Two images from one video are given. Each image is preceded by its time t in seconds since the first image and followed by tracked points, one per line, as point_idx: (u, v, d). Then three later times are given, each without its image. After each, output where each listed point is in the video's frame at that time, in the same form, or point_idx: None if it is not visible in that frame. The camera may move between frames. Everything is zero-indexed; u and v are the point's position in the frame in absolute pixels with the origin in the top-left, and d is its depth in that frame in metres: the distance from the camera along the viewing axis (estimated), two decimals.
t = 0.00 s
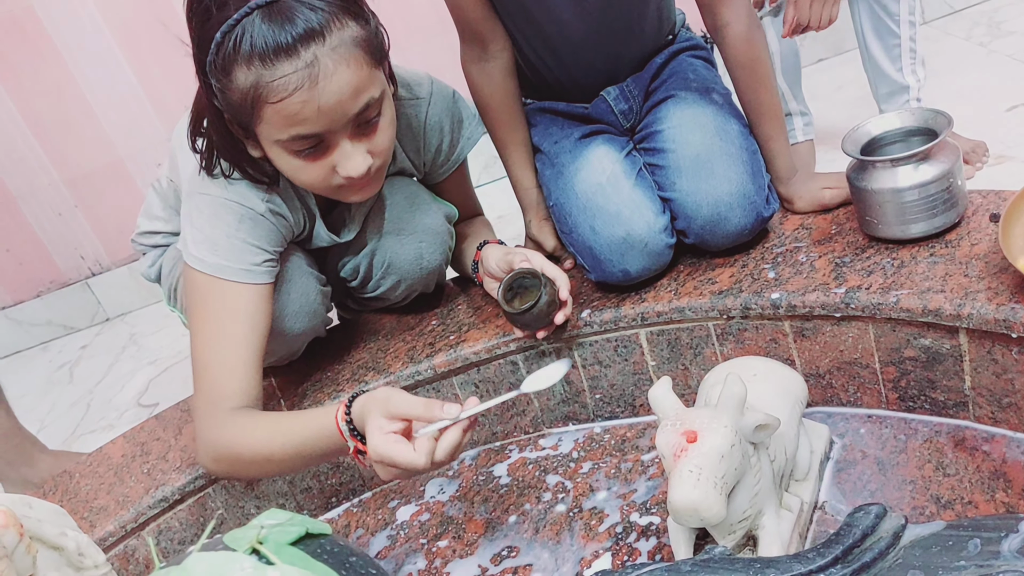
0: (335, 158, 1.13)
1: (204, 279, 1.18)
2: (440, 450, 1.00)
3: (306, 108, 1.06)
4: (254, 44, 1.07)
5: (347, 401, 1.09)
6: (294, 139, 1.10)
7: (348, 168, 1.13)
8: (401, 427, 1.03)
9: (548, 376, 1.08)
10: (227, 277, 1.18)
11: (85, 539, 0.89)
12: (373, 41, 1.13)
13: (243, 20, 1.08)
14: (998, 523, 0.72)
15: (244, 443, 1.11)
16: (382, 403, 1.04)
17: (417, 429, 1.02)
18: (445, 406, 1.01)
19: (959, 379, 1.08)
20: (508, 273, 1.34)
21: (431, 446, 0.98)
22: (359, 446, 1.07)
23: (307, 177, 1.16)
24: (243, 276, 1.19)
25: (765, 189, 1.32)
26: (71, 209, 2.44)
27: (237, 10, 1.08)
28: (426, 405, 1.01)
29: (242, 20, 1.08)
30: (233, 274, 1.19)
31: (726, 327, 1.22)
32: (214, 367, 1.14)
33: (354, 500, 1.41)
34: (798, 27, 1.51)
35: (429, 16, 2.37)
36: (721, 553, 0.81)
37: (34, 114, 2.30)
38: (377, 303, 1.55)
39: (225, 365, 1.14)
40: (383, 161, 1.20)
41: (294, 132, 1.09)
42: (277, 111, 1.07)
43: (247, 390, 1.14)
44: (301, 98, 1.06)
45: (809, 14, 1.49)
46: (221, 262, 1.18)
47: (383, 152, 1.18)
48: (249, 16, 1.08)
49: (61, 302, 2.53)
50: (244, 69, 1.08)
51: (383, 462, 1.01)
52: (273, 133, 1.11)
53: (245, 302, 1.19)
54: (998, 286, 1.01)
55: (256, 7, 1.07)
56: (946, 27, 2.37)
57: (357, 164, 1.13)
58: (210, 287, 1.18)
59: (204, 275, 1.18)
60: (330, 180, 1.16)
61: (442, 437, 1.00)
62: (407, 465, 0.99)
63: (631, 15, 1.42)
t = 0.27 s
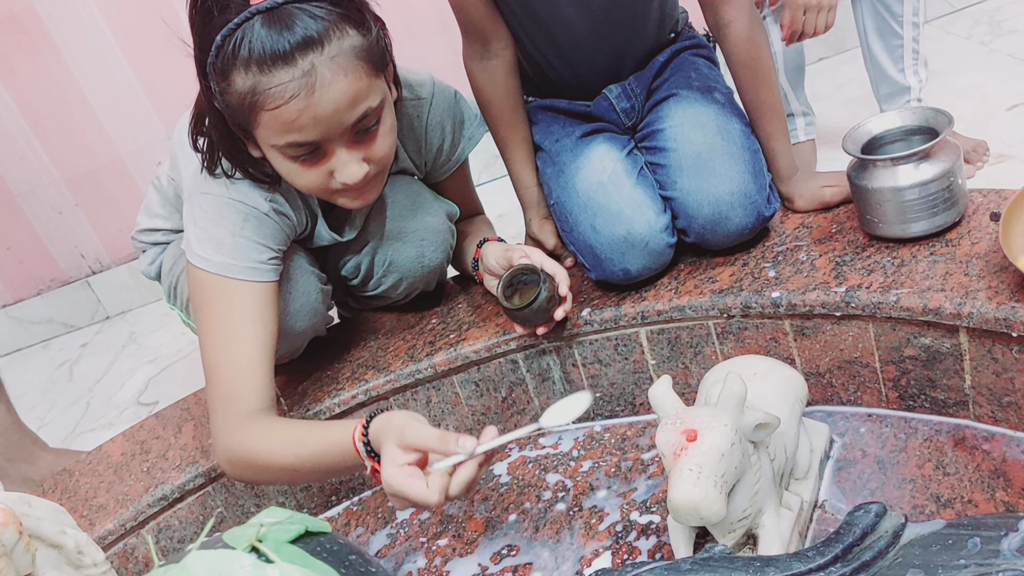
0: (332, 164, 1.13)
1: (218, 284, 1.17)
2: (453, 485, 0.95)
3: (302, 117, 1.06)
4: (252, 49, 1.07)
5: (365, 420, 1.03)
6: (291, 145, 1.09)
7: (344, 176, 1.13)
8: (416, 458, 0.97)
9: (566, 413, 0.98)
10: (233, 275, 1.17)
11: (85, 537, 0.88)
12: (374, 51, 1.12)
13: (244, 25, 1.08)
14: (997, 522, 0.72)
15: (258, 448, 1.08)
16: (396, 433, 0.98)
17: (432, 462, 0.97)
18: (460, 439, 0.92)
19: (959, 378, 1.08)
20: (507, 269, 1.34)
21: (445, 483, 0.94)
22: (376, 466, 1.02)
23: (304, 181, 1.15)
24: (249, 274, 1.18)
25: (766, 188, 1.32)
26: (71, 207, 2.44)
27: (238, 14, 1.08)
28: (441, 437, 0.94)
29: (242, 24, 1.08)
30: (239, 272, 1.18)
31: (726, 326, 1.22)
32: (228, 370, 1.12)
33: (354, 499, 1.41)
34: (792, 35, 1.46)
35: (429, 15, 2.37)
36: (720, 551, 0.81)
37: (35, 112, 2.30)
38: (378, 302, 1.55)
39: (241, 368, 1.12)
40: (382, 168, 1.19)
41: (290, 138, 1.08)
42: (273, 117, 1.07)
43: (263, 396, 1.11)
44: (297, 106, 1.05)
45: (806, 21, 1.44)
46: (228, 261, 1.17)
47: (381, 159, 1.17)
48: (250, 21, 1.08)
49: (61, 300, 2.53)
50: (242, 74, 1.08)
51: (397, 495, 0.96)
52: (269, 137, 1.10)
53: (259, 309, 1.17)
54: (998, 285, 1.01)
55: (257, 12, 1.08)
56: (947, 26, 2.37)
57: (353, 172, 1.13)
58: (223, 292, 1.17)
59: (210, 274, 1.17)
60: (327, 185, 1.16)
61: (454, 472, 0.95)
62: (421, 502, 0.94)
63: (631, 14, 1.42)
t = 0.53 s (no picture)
0: (326, 172, 1.12)
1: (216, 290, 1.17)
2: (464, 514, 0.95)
3: (294, 126, 1.06)
4: (247, 57, 1.06)
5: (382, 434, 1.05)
6: (285, 152, 1.10)
7: (338, 184, 1.13)
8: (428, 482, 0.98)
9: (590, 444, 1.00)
10: (239, 273, 1.17)
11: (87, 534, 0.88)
12: (370, 61, 1.11)
13: (240, 31, 1.06)
14: (999, 523, 0.72)
15: (272, 453, 1.08)
16: (411, 455, 0.99)
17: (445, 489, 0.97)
18: (473, 466, 0.92)
19: (961, 378, 1.08)
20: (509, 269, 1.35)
21: (456, 511, 0.94)
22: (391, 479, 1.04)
23: (299, 186, 1.15)
24: (254, 272, 1.18)
25: (769, 187, 1.32)
26: (72, 204, 2.44)
27: (235, 20, 1.06)
28: (455, 464, 0.94)
29: (239, 30, 1.06)
30: (244, 270, 1.18)
31: (728, 325, 1.22)
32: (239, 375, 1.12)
33: (354, 497, 1.40)
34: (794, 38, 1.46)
35: (431, 14, 2.37)
36: (722, 551, 0.81)
37: (36, 110, 2.30)
38: (380, 300, 1.55)
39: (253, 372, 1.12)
40: (380, 175, 1.19)
41: (285, 146, 1.09)
42: (267, 126, 1.07)
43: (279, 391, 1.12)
44: (290, 116, 1.05)
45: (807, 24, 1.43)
46: (232, 258, 1.17)
47: (378, 167, 1.16)
48: (246, 27, 1.06)
49: (63, 297, 2.53)
50: (236, 80, 1.07)
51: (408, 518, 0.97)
52: (264, 143, 1.11)
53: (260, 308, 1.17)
54: (1000, 286, 1.00)
55: (255, 19, 1.06)
56: (950, 26, 2.36)
57: (347, 180, 1.12)
58: (223, 298, 1.16)
59: (213, 272, 1.17)
60: (321, 191, 1.16)
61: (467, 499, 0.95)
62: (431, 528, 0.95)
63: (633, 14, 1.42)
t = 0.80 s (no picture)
0: (322, 180, 1.12)
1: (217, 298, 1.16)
2: (482, 534, 0.92)
3: (289, 137, 1.06)
4: (242, 66, 1.06)
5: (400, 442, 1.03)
6: (281, 161, 1.10)
7: (335, 192, 1.12)
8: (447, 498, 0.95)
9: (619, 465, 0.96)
10: (240, 272, 1.17)
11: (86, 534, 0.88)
12: (367, 71, 1.10)
13: (236, 40, 1.07)
14: (998, 521, 0.73)
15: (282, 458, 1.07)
16: (430, 469, 0.97)
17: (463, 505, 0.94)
18: (494, 485, 0.88)
19: (960, 377, 1.08)
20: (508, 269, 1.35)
21: (474, 530, 0.91)
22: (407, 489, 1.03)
23: (296, 194, 1.15)
24: (256, 271, 1.18)
25: (768, 185, 1.32)
26: (71, 204, 2.44)
27: (231, 29, 1.07)
28: (475, 482, 0.90)
29: (235, 39, 1.07)
30: (245, 268, 1.18)
31: (727, 324, 1.22)
32: (241, 384, 1.11)
33: (354, 497, 1.40)
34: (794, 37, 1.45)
35: (430, 13, 2.37)
36: (722, 549, 0.80)
37: (35, 110, 2.30)
38: (380, 299, 1.56)
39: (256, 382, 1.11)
40: (378, 183, 1.18)
41: (281, 155, 1.09)
42: (262, 136, 1.07)
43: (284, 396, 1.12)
44: (284, 127, 1.05)
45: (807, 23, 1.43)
46: (234, 258, 1.17)
47: (375, 175, 1.15)
48: (242, 37, 1.07)
49: (62, 297, 2.53)
50: (231, 90, 1.08)
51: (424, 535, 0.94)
52: (260, 152, 1.11)
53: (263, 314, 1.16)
54: (999, 284, 1.01)
55: (251, 28, 1.07)
56: (948, 25, 2.37)
57: (343, 189, 1.12)
58: (224, 305, 1.16)
59: (214, 271, 1.17)
60: (318, 198, 1.15)
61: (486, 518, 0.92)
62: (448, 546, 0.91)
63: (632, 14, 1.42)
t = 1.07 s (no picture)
0: (325, 181, 1.12)
1: (224, 296, 1.16)
2: (495, 547, 0.92)
3: (292, 139, 1.06)
4: (243, 68, 1.06)
5: (414, 449, 1.02)
6: (283, 161, 1.10)
7: (337, 193, 1.12)
8: (461, 510, 0.96)
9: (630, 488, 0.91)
10: (244, 268, 1.17)
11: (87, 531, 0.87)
12: (368, 72, 1.10)
13: (237, 41, 1.07)
14: (1000, 520, 0.73)
15: (291, 460, 1.07)
16: (444, 481, 0.97)
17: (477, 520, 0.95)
18: (509, 501, 0.88)
19: (962, 376, 1.08)
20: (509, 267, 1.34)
21: (487, 546, 0.91)
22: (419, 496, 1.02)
23: (298, 193, 1.15)
24: (260, 267, 1.18)
25: (770, 184, 1.32)
26: (73, 202, 2.44)
27: (232, 30, 1.07)
28: (491, 497, 0.90)
29: (237, 40, 1.07)
30: (250, 264, 1.18)
31: (729, 323, 1.22)
32: (249, 384, 1.11)
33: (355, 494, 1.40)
34: (797, 34, 1.45)
35: (432, 11, 2.37)
36: (723, 547, 0.80)
37: (37, 108, 2.30)
38: (381, 297, 1.56)
39: (264, 383, 1.10)
40: (379, 183, 1.18)
41: (283, 156, 1.09)
42: (265, 137, 1.07)
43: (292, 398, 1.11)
44: (286, 129, 1.05)
45: (811, 23, 1.42)
46: (238, 254, 1.17)
47: (377, 176, 1.15)
48: (243, 38, 1.07)
49: (63, 294, 2.53)
50: (233, 91, 1.07)
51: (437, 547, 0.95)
52: (263, 153, 1.11)
53: (271, 314, 1.15)
54: (1002, 284, 1.00)
55: (252, 29, 1.06)
56: (951, 25, 2.37)
57: (345, 190, 1.12)
58: (231, 303, 1.15)
59: (218, 268, 1.17)
60: (321, 199, 1.15)
61: (498, 534, 0.92)
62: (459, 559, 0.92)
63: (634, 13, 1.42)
